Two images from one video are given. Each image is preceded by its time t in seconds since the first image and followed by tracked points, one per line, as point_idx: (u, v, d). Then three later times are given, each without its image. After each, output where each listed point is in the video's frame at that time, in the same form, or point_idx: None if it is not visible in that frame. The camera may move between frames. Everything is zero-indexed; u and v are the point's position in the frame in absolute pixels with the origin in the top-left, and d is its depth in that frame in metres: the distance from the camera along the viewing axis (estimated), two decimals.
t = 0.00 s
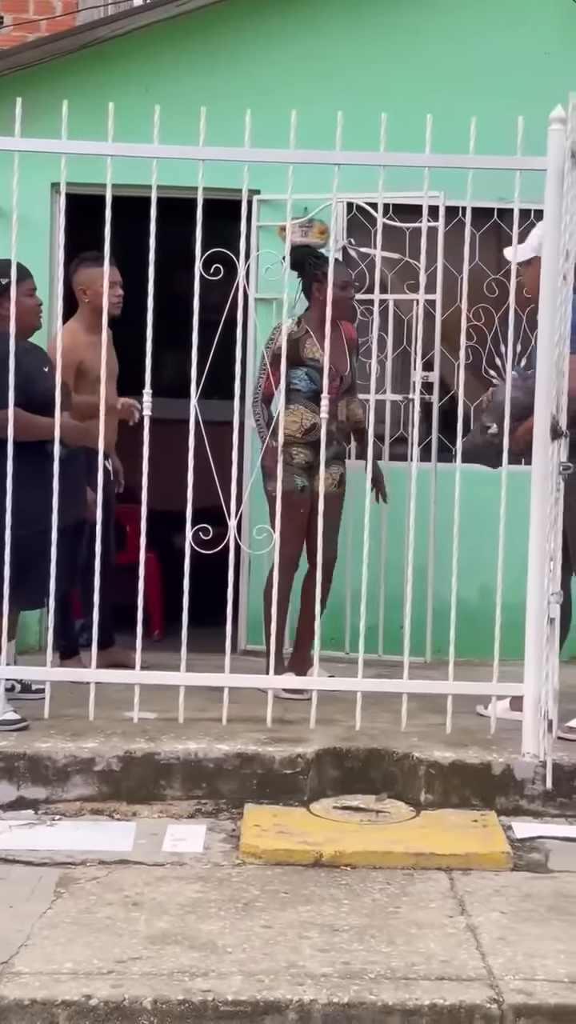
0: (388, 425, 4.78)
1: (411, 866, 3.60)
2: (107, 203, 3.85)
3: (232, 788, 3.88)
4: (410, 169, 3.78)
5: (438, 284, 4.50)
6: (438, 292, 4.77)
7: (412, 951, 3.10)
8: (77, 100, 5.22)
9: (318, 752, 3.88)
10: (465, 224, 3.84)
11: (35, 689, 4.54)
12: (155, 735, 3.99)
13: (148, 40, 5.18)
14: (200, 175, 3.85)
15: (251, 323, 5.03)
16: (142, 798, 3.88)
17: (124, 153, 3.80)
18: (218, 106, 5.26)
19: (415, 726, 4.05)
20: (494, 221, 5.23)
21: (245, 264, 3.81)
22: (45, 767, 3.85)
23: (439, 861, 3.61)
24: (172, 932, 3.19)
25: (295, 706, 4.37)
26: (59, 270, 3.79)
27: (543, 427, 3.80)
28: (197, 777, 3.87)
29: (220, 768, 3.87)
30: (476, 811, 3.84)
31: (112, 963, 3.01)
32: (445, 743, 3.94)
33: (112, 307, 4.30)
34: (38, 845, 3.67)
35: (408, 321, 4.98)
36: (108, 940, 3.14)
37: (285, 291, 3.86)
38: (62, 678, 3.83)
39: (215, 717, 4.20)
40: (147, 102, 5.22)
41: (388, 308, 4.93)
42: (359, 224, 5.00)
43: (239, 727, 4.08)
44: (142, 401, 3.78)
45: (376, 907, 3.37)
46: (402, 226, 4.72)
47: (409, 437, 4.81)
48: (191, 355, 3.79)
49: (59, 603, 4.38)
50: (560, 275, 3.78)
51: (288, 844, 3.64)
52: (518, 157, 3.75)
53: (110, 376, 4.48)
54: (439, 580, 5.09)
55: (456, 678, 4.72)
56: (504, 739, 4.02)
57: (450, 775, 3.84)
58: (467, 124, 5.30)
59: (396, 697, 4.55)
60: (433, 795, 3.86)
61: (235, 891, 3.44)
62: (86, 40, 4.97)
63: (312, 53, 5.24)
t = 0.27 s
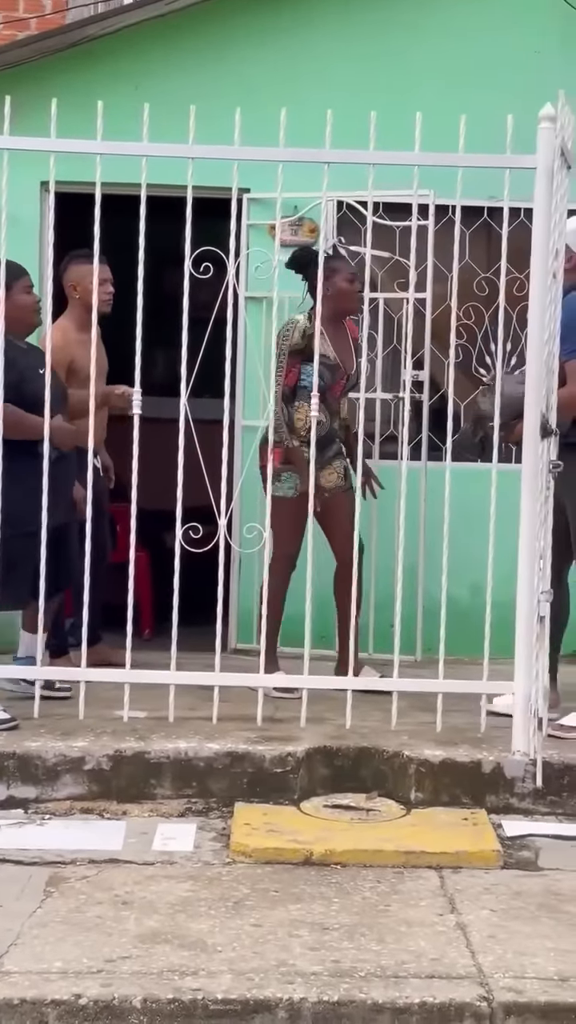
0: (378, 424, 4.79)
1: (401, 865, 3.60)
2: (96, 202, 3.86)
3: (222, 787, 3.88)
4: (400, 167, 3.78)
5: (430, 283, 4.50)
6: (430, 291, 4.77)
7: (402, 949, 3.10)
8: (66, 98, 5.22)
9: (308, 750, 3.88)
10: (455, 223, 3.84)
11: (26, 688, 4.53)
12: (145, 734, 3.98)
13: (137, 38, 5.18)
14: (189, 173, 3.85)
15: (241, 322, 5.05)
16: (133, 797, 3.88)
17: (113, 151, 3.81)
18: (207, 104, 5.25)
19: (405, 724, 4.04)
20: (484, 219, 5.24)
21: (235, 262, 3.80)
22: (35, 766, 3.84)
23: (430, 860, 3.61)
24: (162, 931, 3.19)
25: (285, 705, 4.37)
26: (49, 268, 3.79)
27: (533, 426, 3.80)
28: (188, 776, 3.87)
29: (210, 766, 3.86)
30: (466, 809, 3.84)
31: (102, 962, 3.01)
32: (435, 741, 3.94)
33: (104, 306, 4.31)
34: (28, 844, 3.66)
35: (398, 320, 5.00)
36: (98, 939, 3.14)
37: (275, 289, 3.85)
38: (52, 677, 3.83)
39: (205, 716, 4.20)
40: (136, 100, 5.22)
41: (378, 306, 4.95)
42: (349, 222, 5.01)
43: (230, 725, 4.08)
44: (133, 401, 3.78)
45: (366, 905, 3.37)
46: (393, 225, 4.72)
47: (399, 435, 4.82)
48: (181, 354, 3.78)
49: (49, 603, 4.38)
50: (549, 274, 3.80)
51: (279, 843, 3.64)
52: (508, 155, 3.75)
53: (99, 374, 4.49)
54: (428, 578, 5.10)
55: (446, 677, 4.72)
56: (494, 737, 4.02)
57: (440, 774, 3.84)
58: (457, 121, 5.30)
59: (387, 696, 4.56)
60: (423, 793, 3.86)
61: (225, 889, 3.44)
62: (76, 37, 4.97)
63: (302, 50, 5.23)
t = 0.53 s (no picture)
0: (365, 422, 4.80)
1: (391, 862, 3.60)
2: (85, 199, 3.86)
3: (212, 784, 3.88)
4: (389, 164, 3.78)
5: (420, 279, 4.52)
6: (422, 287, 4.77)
7: (392, 946, 3.11)
8: (54, 95, 5.22)
9: (298, 748, 3.88)
10: (444, 220, 3.84)
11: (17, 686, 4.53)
12: (135, 731, 3.98)
13: (126, 37, 5.18)
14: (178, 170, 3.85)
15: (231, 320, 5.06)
16: (123, 795, 3.88)
17: (102, 148, 3.81)
18: (197, 101, 5.25)
19: (396, 721, 4.04)
20: (474, 216, 5.25)
21: (224, 259, 3.80)
22: (25, 765, 3.84)
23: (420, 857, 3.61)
24: (152, 929, 3.19)
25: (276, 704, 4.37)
26: (39, 265, 3.79)
27: (522, 424, 3.81)
28: (178, 774, 3.87)
29: (200, 764, 3.87)
30: (456, 806, 3.85)
31: (92, 960, 3.00)
32: (425, 738, 3.94)
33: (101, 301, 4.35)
34: (18, 842, 3.66)
35: (387, 318, 5.03)
36: (88, 937, 3.13)
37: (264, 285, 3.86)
38: (42, 675, 3.83)
39: (195, 714, 4.20)
40: (125, 98, 5.23)
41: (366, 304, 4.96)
42: (338, 219, 5.03)
43: (220, 723, 4.08)
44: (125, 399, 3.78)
45: (356, 902, 3.37)
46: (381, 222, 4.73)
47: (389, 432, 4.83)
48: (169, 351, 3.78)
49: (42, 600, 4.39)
50: (539, 272, 3.81)
51: (269, 840, 3.64)
52: (497, 153, 3.75)
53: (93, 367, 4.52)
54: (418, 575, 5.12)
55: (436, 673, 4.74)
56: (484, 734, 4.02)
57: (430, 771, 3.84)
58: (446, 118, 5.30)
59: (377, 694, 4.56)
60: (413, 790, 3.86)
61: (215, 887, 3.44)
62: (65, 34, 4.98)
63: (291, 48, 5.24)
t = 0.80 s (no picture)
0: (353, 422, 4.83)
1: (384, 859, 3.60)
2: (76, 197, 3.87)
3: (205, 783, 3.88)
4: (380, 162, 3.79)
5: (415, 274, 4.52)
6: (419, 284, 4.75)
7: (385, 943, 3.11)
8: (43, 93, 5.22)
9: (291, 746, 3.88)
10: (436, 218, 3.84)
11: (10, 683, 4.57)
12: (127, 729, 3.98)
13: (118, 37, 5.19)
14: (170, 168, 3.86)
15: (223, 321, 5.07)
16: (116, 794, 3.88)
17: (93, 146, 3.82)
18: (189, 99, 5.25)
19: (388, 720, 4.04)
20: (465, 215, 5.26)
21: (215, 257, 3.81)
22: (18, 763, 3.84)
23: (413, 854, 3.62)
24: (145, 927, 3.18)
25: (269, 702, 4.36)
26: (30, 262, 3.81)
27: (514, 420, 3.81)
28: (171, 773, 3.87)
29: (193, 762, 3.87)
30: (449, 803, 3.85)
31: (85, 959, 3.00)
32: (417, 736, 3.95)
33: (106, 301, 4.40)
34: (11, 840, 3.66)
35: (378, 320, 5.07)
36: (81, 936, 3.13)
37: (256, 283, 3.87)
38: (35, 674, 3.82)
39: (187, 711, 4.20)
40: (117, 95, 5.22)
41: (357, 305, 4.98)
42: (330, 217, 5.04)
43: (212, 720, 4.09)
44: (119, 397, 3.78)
45: (349, 900, 3.37)
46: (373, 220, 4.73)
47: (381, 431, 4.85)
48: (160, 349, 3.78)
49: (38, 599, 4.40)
50: (530, 269, 3.81)
51: (261, 839, 3.63)
52: (489, 150, 3.76)
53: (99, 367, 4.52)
54: (409, 573, 5.14)
55: (429, 671, 4.75)
56: (476, 732, 4.01)
57: (422, 769, 3.85)
58: (438, 117, 5.30)
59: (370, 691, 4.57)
60: (406, 787, 3.87)
61: (208, 885, 3.44)
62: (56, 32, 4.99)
63: (283, 46, 5.24)
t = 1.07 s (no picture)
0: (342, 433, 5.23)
1: (372, 832, 3.97)
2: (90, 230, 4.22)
3: (209, 763, 4.26)
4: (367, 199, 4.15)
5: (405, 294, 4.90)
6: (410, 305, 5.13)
7: (373, 909, 3.44)
8: (59, 133, 5.68)
9: (287, 729, 4.27)
10: (418, 248, 4.20)
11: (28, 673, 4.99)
12: (138, 714, 4.36)
13: (126, 82, 5.63)
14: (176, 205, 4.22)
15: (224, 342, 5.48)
16: (128, 773, 4.26)
17: (105, 184, 4.17)
18: (192, 140, 5.71)
19: (375, 705, 4.43)
20: (445, 245, 5.67)
21: (217, 285, 4.17)
22: (39, 745, 4.22)
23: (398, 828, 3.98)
24: (156, 895, 3.53)
25: (267, 688, 4.77)
26: (48, 291, 4.15)
27: (490, 433, 4.18)
28: (178, 754, 4.25)
29: (198, 744, 4.25)
30: (431, 781, 4.23)
31: (101, 923, 3.33)
32: (402, 720, 4.33)
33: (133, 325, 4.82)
34: (33, 815, 4.03)
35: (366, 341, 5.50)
36: (98, 903, 3.47)
37: (254, 309, 4.25)
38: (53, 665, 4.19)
39: (192, 697, 4.59)
40: (125, 135, 5.66)
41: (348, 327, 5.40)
42: (321, 248, 5.50)
43: (215, 706, 4.47)
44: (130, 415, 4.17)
45: (339, 869, 3.72)
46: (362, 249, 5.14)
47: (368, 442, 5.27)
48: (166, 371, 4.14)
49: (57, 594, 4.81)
50: (504, 294, 4.17)
51: (260, 814, 4.00)
52: (466, 187, 4.12)
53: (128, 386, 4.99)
54: (396, 571, 5.57)
55: (413, 662, 5.18)
56: (455, 716, 4.41)
57: (407, 750, 4.22)
58: (419, 159, 5.80)
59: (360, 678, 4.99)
60: (391, 767, 4.24)
61: (212, 856, 3.79)
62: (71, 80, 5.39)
63: (277, 91, 5.71)
